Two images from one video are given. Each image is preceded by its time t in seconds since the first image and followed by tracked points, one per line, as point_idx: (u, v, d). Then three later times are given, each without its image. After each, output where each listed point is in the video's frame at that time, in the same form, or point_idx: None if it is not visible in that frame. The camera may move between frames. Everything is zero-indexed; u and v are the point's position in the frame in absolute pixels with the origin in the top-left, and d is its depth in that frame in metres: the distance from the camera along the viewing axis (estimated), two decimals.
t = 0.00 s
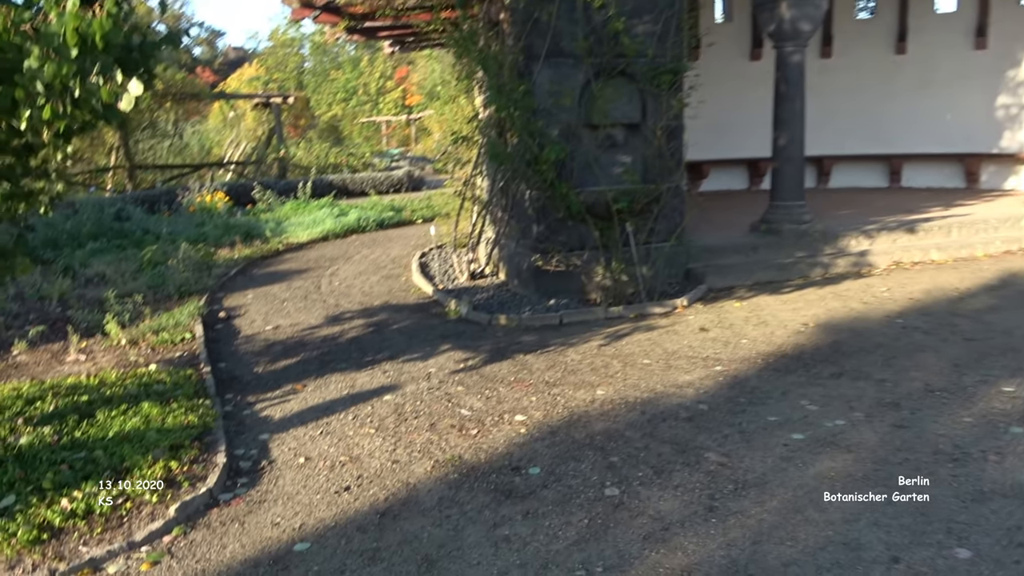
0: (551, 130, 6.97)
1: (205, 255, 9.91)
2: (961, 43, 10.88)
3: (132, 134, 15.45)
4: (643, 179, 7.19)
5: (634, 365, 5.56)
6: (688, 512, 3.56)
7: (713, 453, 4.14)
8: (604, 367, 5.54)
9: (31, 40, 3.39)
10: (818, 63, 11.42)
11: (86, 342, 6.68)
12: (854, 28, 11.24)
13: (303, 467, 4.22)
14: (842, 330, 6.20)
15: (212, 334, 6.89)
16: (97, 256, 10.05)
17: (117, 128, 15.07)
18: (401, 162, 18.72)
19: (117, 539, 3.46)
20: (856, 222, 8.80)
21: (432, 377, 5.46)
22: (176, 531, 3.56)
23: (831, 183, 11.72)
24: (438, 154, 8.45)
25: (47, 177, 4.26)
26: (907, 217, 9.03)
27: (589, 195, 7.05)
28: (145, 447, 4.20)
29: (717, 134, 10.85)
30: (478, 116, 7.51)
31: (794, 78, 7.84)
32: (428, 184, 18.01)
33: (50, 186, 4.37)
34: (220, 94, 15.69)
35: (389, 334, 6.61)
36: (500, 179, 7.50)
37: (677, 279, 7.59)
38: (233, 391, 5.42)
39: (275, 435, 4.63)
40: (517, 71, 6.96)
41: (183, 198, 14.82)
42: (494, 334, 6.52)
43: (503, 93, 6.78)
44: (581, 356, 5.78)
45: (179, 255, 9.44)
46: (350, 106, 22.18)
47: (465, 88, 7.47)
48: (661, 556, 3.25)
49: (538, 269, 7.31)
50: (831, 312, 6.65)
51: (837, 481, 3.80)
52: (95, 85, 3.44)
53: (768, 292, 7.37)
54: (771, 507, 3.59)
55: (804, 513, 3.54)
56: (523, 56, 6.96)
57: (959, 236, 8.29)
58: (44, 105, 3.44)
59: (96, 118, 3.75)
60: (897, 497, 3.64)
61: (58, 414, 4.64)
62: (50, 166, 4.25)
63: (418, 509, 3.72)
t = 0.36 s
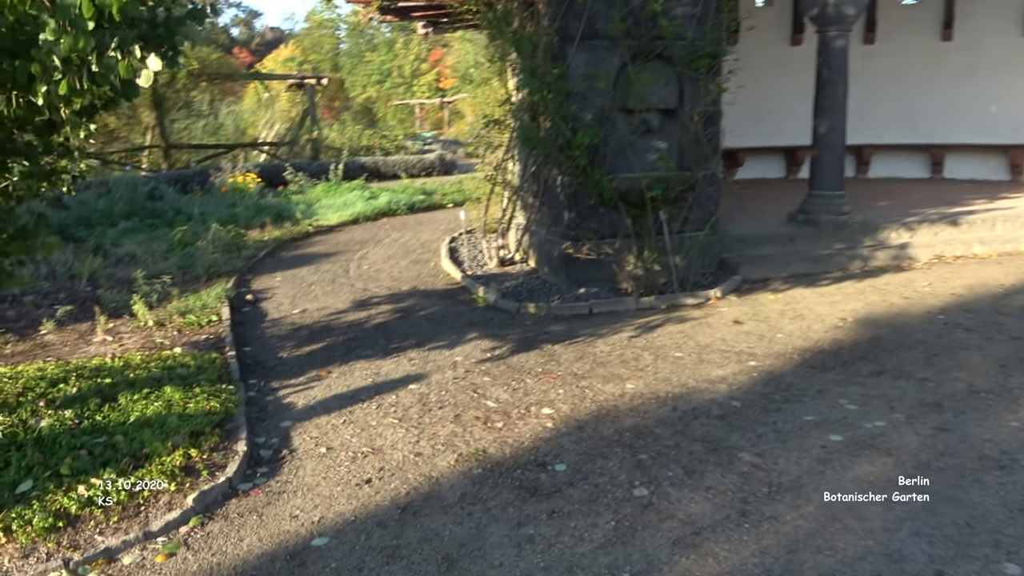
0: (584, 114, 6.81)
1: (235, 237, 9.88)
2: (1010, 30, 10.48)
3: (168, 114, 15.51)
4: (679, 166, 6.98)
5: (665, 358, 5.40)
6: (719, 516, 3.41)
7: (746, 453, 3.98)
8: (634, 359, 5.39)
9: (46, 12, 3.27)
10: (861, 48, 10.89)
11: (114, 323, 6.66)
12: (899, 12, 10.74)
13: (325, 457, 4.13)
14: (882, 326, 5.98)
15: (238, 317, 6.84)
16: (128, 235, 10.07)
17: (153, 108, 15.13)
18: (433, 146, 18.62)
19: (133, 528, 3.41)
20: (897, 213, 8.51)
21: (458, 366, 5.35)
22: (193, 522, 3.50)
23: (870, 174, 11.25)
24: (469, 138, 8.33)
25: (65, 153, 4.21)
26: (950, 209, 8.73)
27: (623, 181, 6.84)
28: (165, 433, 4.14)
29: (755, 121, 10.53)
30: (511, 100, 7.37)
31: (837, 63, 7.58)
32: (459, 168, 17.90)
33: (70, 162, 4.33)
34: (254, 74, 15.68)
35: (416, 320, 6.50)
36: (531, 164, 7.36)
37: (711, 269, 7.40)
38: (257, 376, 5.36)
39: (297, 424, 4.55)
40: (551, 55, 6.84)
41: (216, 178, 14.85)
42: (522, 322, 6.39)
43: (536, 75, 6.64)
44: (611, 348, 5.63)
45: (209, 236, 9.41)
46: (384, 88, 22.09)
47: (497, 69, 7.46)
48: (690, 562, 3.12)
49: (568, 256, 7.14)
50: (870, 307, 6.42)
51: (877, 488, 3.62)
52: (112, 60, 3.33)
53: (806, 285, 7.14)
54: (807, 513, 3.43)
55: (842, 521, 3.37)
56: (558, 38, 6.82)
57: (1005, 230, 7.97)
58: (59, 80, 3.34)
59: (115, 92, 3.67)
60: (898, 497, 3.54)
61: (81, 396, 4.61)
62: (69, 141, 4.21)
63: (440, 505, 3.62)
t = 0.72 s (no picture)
0: (617, 104, 6.60)
1: (264, 223, 9.82)
2: None
3: (203, 99, 15.54)
4: (714, 158, 6.78)
5: (697, 359, 5.21)
6: (752, 534, 3.24)
7: (780, 466, 3.80)
8: (664, 360, 5.21)
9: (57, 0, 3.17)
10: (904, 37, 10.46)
11: (139, 309, 6.59)
12: None
13: (342, 456, 4.02)
14: (925, 330, 5.73)
15: (263, 306, 6.76)
16: (158, 221, 10.05)
17: (188, 92, 15.15)
18: (466, 133, 18.54)
19: (145, 526, 3.31)
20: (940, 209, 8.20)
21: (482, 363, 5.21)
22: (206, 522, 3.40)
23: (912, 167, 10.92)
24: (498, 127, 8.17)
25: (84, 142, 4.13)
26: (997, 206, 8.40)
27: (655, 174, 6.66)
28: (182, 427, 4.03)
29: (795, 111, 10.22)
30: (542, 89, 7.24)
31: (881, 54, 7.29)
32: (492, 155, 17.78)
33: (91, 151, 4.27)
34: (288, 60, 15.64)
35: (441, 313, 6.37)
36: (561, 154, 7.24)
37: (746, 265, 7.15)
38: (278, 369, 5.26)
39: (316, 420, 4.44)
40: (583, 44, 6.65)
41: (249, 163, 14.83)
42: (550, 317, 6.23)
43: (567, 64, 6.50)
44: (640, 347, 5.45)
45: (237, 223, 9.35)
46: (417, 75, 21.96)
47: (527, 58, 7.34)
48: None
49: (597, 250, 6.94)
50: (913, 309, 6.17)
51: (922, 509, 3.41)
52: (127, 49, 3.21)
53: (844, 284, 6.89)
54: (846, 534, 3.25)
55: (884, 543, 3.20)
56: (591, 26, 6.58)
57: None
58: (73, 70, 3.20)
59: (132, 81, 3.59)
60: (897, 498, 3.52)
61: (100, 386, 4.52)
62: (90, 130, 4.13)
63: (458, 511, 3.49)
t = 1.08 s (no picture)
0: (650, 99, 6.43)
1: (291, 214, 9.74)
2: None
3: (236, 88, 15.54)
4: (749, 156, 6.54)
5: (729, 364, 5.01)
6: (787, 557, 3.06)
7: (817, 483, 3.60)
8: (695, 365, 5.02)
9: None
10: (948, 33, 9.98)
11: (163, 301, 6.51)
12: None
13: (359, 461, 3.89)
14: (969, 337, 5.48)
15: (286, 300, 6.66)
16: (187, 210, 10.02)
17: (221, 81, 15.14)
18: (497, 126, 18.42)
19: (153, 533, 3.21)
20: (985, 210, 7.91)
21: (505, 364, 5.06)
22: (216, 529, 3.29)
23: (953, 167, 10.57)
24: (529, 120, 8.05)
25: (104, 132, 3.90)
26: None
27: (689, 171, 6.41)
28: (197, 427, 3.94)
29: (833, 108, 9.89)
30: (574, 81, 7.09)
31: (927, 49, 7.01)
32: (523, 148, 17.63)
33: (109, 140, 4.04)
34: (321, 50, 15.58)
35: (465, 311, 6.23)
36: (592, 149, 7.10)
37: (781, 266, 6.91)
38: (298, 366, 5.15)
39: (334, 422, 4.32)
40: (617, 37, 6.49)
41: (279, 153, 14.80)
42: (577, 317, 6.06)
43: (600, 58, 6.36)
44: (670, 350, 5.27)
45: (264, 213, 9.28)
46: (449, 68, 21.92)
47: (560, 50, 7.22)
48: None
49: (627, 248, 6.76)
50: (956, 315, 5.91)
51: (969, 534, 3.20)
52: (144, 39, 2.79)
53: (883, 287, 6.64)
54: (888, 560, 3.05)
55: (929, 570, 2.99)
56: (625, 19, 6.42)
57: None
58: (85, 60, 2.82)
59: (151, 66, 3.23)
60: (898, 497, 3.49)
61: (116, 382, 4.44)
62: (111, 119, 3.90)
63: (477, 524, 3.34)
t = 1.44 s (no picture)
0: (684, 96, 6.23)
1: (316, 209, 9.65)
2: None
3: (266, 82, 15.51)
4: (785, 155, 6.34)
5: (762, 372, 4.81)
6: None
7: (857, 502, 3.40)
8: (726, 372, 4.82)
9: None
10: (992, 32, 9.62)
11: (183, 296, 6.43)
12: None
13: (375, 467, 3.75)
14: (1015, 348, 5.22)
15: (308, 297, 6.55)
16: (213, 204, 9.97)
17: (251, 75, 15.12)
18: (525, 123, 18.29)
19: (160, 540, 3.10)
20: None
21: (529, 368, 4.91)
22: (225, 537, 3.17)
23: (995, 169, 10.22)
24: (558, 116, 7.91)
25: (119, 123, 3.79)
26: None
27: (722, 171, 6.24)
28: (209, 429, 3.82)
29: (872, 107, 9.61)
30: (605, 77, 6.91)
31: (972, 47, 6.73)
32: (551, 145, 17.45)
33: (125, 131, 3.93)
34: (350, 44, 15.52)
35: (489, 311, 6.08)
36: (622, 147, 6.91)
37: (816, 269, 6.68)
38: (317, 366, 5.04)
39: (351, 426, 4.19)
40: (649, 33, 6.27)
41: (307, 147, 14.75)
42: (603, 319, 5.88)
43: (632, 54, 6.19)
44: (700, 356, 5.08)
45: (289, 208, 9.19)
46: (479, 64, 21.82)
47: (591, 46, 7.05)
48: None
49: (656, 249, 6.57)
50: (1000, 324, 5.65)
51: (1022, 561, 2.98)
52: (153, 26, 2.61)
53: (923, 292, 6.39)
54: None
55: None
56: (659, 14, 6.20)
57: None
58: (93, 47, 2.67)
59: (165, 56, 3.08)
60: (897, 497, 3.45)
61: (130, 379, 4.35)
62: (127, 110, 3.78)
63: (496, 538, 3.19)
